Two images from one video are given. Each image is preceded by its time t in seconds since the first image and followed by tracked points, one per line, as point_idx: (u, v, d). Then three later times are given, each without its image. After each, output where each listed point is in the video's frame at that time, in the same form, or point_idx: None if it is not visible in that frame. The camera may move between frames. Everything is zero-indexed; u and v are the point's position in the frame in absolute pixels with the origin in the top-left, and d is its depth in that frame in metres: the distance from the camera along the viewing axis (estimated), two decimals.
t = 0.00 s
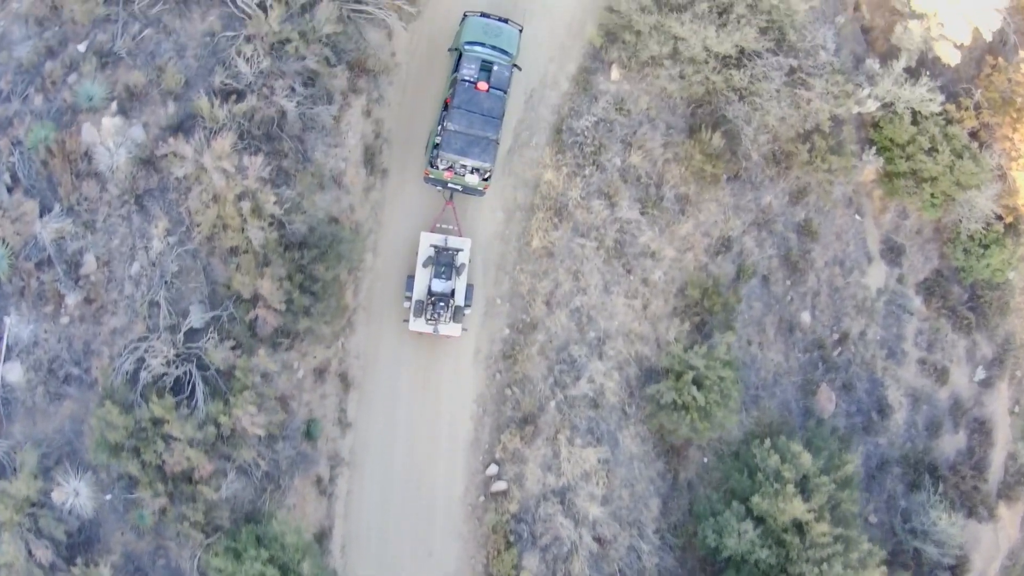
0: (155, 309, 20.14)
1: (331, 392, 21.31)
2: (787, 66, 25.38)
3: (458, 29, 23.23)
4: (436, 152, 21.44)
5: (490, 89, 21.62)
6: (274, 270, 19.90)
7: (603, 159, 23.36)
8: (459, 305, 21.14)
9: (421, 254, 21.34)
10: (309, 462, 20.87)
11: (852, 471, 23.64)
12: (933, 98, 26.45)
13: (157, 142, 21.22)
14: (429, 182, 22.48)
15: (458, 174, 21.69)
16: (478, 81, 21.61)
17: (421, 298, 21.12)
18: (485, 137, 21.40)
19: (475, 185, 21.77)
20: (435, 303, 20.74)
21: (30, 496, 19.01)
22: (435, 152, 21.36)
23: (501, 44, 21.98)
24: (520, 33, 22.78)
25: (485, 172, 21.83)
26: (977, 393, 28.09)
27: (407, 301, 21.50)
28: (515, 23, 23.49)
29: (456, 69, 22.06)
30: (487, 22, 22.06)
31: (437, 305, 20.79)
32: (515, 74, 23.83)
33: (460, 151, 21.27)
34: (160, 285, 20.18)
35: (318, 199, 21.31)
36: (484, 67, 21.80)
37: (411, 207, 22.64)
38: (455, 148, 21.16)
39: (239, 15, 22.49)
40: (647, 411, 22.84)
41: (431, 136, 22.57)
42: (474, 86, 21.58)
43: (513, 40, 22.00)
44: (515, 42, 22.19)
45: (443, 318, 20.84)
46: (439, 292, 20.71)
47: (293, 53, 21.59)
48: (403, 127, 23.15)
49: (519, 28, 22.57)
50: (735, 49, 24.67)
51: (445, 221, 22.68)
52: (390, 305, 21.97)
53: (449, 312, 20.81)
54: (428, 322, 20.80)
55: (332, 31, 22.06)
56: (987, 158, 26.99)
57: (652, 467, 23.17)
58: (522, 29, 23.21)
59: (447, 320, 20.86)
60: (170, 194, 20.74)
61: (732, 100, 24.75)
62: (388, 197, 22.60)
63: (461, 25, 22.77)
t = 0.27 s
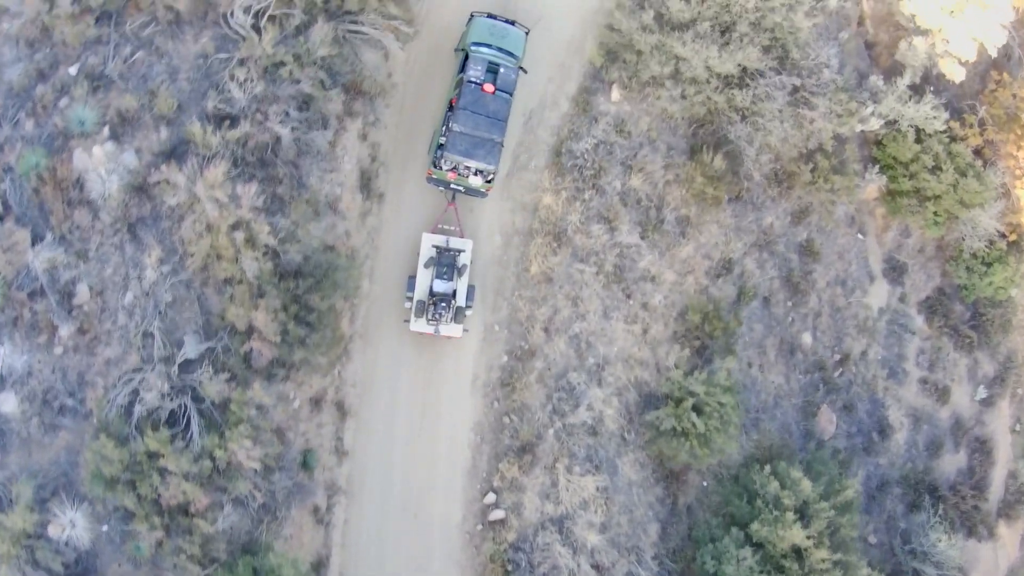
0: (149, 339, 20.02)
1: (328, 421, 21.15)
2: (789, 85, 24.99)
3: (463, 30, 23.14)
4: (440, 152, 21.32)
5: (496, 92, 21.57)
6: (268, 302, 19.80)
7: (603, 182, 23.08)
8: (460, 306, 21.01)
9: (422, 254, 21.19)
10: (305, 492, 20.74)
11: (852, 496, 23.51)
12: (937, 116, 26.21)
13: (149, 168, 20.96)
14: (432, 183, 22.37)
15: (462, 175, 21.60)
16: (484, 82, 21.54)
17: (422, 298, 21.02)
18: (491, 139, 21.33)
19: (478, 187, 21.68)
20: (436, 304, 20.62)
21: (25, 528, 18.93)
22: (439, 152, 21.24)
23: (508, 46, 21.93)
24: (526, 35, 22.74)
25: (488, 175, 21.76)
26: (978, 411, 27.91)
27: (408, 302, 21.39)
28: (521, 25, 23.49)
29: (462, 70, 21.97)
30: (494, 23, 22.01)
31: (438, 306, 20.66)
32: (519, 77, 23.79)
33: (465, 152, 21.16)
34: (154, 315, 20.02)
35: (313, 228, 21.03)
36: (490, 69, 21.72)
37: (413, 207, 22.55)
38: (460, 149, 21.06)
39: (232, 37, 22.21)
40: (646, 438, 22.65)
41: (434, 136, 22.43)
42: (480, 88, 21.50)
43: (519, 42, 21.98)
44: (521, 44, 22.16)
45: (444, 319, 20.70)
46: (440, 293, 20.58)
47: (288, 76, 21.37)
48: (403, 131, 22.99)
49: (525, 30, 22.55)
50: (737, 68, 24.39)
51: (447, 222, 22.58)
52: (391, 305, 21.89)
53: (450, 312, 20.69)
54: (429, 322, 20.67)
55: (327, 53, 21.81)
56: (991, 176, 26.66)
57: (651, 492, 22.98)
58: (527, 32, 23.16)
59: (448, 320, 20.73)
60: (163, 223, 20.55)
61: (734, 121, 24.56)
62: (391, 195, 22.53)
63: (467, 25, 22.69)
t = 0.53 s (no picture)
0: (143, 372, 19.79)
1: (324, 452, 21.02)
2: (792, 105, 24.75)
3: (469, 32, 22.97)
4: (443, 154, 21.24)
5: (500, 94, 21.41)
6: (262, 335, 19.60)
7: (602, 207, 22.74)
8: (461, 309, 20.89)
9: (423, 257, 21.10)
10: (301, 524, 20.65)
11: (851, 521, 23.35)
12: (942, 133, 26.00)
13: (142, 198, 20.70)
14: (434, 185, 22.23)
15: (464, 177, 21.52)
16: (488, 84, 21.39)
17: (423, 302, 20.91)
18: (494, 142, 21.22)
19: (480, 189, 21.58)
20: (437, 307, 20.50)
21: (21, 563, 18.87)
22: (442, 154, 21.16)
23: (512, 48, 21.75)
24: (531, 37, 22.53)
25: (491, 177, 21.66)
26: (979, 431, 27.75)
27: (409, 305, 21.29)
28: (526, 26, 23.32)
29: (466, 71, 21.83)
30: (499, 25, 21.83)
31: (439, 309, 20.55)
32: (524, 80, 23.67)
33: (467, 155, 21.06)
34: (147, 347, 19.84)
35: (307, 258, 20.80)
36: (494, 71, 21.57)
37: (415, 208, 22.43)
38: (463, 151, 20.98)
39: (225, 60, 21.88)
40: (644, 465, 22.46)
41: (437, 137, 22.33)
42: (484, 90, 21.35)
43: (524, 44, 21.77)
44: (526, 46, 21.97)
45: (445, 323, 20.58)
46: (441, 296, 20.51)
47: (282, 101, 20.99)
48: (400, 149, 22.68)
49: (530, 32, 22.36)
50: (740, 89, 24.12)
51: (449, 224, 22.50)
52: (391, 307, 21.78)
53: (451, 316, 20.57)
54: (430, 326, 20.55)
55: (322, 77, 21.43)
56: (995, 195, 26.50)
57: (649, 519, 22.78)
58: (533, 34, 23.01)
59: (449, 324, 20.60)
60: (156, 253, 20.29)
61: (736, 142, 24.28)
62: (392, 196, 22.38)
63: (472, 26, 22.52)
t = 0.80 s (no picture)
0: (136, 406, 19.71)
1: (320, 482, 20.88)
2: (795, 125, 24.45)
3: (474, 35, 22.99)
4: (445, 156, 20.99)
5: (504, 97, 21.17)
6: (256, 370, 19.49)
7: (600, 233, 22.45)
8: (462, 312, 20.73)
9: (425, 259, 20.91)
10: (297, 556, 20.51)
11: (850, 548, 23.32)
12: (945, 152, 25.78)
13: (134, 227, 20.41)
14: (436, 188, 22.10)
15: (465, 180, 21.25)
16: (491, 87, 21.20)
17: (423, 304, 20.76)
18: (496, 145, 20.92)
19: (481, 192, 21.28)
20: (437, 310, 20.34)
21: None
22: (444, 156, 20.92)
23: (517, 51, 21.67)
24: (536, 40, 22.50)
25: (493, 181, 21.36)
26: (980, 450, 27.60)
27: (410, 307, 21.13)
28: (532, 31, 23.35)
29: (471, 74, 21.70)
30: (504, 28, 21.82)
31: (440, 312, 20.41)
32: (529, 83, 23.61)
33: (469, 157, 20.76)
34: (141, 380, 19.66)
35: (301, 289, 20.63)
36: (498, 74, 21.45)
37: (416, 211, 22.28)
38: (464, 154, 20.67)
39: (217, 83, 21.57)
40: (643, 493, 22.34)
41: (440, 140, 22.20)
42: (487, 92, 21.15)
43: (529, 47, 21.70)
44: (531, 49, 21.89)
45: (446, 325, 20.44)
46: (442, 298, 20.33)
47: (275, 127, 20.67)
48: (396, 175, 22.39)
49: (535, 36, 22.32)
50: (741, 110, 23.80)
51: (451, 226, 22.30)
52: (391, 311, 21.65)
53: (451, 318, 20.43)
54: (430, 329, 20.42)
55: (315, 103, 21.10)
56: (999, 215, 26.31)
57: (648, 545, 22.60)
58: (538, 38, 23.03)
59: (449, 327, 20.47)
60: (148, 284, 20.05)
61: (737, 164, 23.94)
62: (394, 201, 22.24)
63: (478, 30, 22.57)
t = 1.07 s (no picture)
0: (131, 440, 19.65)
1: (316, 514, 20.75)
2: (796, 147, 24.03)
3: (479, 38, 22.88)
4: (447, 160, 20.76)
5: (508, 101, 20.94)
6: (250, 407, 19.34)
7: (598, 260, 22.11)
8: (461, 318, 20.57)
9: (425, 264, 20.77)
10: None
11: None
12: (949, 172, 25.42)
13: (125, 258, 20.26)
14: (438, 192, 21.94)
15: (468, 184, 21.04)
16: (496, 90, 20.94)
17: (423, 308, 20.63)
18: (499, 149, 20.65)
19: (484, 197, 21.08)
20: (437, 315, 20.20)
21: None
22: (446, 159, 20.67)
23: (521, 55, 21.56)
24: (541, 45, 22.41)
25: (495, 185, 21.16)
26: (980, 471, 27.47)
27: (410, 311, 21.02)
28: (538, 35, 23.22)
29: (475, 77, 21.45)
30: (510, 31, 21.68)
31: (439, 317, 20.28)
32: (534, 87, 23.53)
33: (472, 161, 20.47)
34: (135, 416, 19.55)
35: (295, 323, 20.43)
36: (503, 77, 21.22)
37: (417, 216, 22.14)
38: (467, 157, 20.37)
39: (209, 110, 21.30)
40: (641, 522, 22.18)
41: (443, 143, 22.05)
42: (491, 96, 20.90)
43: (533, 51, 21.63)
44: (536, 54, 21.81)
45: (445, 331, 20.30)
46: (441, 304, 20.18)
47: (268, 155, 20.32)
48: (390, 204, 22.13)
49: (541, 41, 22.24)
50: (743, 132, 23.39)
51: (453, 230, 22.17)
52: (392, 315, 21.58)
53: (451, 324, 20.29)
54: (429, 334, 20.29)
55: (308, 130, 20.72)
56: (1003, 234, 25.98)
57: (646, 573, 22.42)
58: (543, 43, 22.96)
59: (449, 332, 20.34)
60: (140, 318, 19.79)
61: (738, 188, 23.56)
62: (393, 215, 22.07)
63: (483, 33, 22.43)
